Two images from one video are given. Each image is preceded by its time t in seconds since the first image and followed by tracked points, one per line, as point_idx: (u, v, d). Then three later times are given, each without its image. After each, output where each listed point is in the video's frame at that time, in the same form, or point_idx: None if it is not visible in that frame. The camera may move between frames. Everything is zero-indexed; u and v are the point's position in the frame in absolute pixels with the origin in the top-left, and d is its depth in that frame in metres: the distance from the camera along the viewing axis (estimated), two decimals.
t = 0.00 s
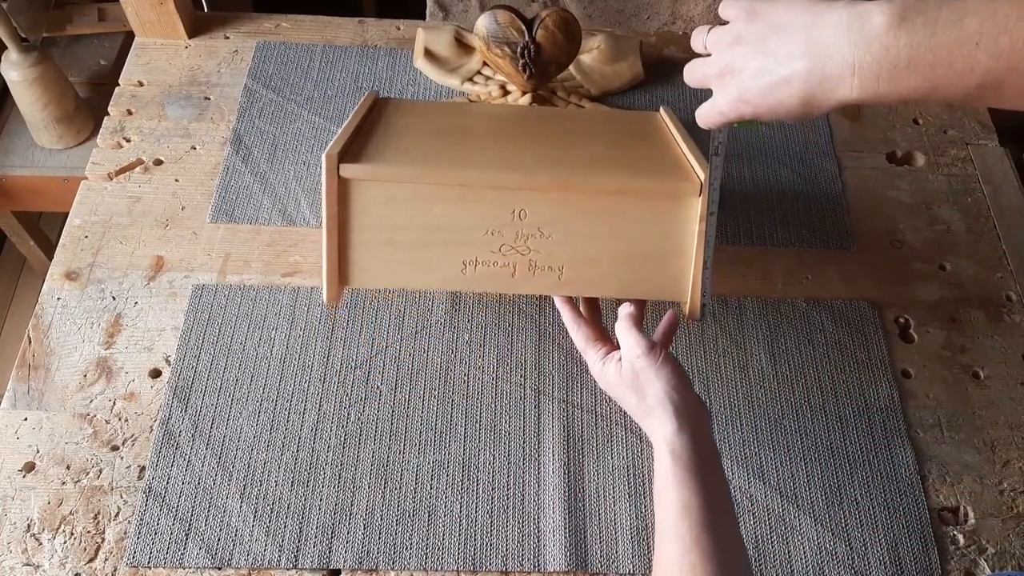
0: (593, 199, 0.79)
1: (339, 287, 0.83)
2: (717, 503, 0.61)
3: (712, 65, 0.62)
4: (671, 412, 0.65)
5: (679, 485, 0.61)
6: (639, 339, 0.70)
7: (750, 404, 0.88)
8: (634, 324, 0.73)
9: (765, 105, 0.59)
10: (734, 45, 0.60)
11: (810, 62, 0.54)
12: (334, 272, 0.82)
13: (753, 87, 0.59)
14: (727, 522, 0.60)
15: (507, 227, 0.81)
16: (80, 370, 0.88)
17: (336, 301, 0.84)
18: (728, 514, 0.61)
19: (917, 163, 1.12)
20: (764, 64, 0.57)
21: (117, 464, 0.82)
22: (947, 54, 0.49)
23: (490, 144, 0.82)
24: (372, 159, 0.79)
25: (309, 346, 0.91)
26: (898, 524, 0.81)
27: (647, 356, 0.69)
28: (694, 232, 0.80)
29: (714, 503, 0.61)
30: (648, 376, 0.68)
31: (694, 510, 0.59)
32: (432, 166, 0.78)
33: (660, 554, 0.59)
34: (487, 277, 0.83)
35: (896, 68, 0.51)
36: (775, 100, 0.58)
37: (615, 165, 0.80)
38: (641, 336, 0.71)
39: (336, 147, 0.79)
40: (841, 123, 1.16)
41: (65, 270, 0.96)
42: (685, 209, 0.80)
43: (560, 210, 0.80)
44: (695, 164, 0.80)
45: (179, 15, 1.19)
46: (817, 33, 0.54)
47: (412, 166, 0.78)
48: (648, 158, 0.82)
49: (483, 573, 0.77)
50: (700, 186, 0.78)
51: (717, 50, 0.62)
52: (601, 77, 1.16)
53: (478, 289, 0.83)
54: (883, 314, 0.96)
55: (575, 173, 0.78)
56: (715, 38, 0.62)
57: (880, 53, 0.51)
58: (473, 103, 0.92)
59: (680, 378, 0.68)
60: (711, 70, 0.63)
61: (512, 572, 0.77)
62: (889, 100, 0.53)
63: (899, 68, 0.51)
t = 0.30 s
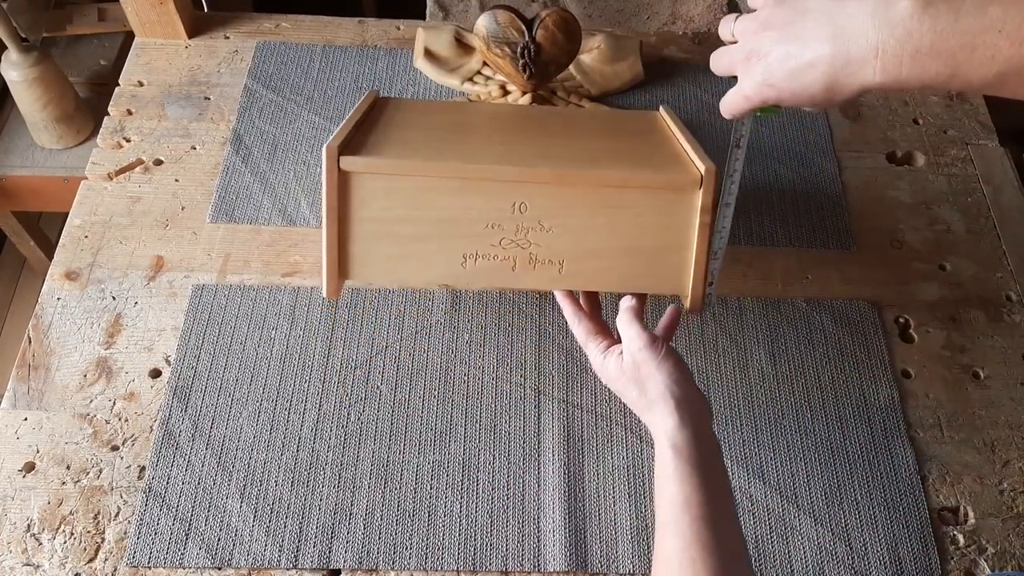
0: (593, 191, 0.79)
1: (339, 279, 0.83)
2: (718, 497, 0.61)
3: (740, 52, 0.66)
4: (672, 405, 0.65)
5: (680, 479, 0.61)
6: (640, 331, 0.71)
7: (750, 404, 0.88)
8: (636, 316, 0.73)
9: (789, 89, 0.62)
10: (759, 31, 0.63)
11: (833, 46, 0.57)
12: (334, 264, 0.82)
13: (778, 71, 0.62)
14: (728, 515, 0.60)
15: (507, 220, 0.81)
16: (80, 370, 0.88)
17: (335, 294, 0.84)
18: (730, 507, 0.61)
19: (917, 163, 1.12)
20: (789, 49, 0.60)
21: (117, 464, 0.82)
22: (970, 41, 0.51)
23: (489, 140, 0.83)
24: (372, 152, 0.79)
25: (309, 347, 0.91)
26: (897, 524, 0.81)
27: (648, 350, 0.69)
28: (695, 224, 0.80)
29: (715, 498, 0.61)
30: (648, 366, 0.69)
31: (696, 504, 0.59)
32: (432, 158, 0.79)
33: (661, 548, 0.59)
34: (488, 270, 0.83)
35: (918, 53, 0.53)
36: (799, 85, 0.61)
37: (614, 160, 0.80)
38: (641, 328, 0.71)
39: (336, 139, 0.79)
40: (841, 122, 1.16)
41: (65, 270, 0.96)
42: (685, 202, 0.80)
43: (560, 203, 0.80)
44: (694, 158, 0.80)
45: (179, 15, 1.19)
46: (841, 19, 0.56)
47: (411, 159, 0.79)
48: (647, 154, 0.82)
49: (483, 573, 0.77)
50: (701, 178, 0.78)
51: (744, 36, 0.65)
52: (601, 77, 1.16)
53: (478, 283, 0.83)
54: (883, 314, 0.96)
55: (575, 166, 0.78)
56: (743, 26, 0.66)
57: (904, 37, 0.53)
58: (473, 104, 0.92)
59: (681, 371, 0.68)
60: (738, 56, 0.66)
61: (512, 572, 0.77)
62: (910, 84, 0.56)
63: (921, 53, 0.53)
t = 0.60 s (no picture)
0: (593, 185, 0.79)
1: (338, 272, 0.83)
2: (717, 494, 0.61)
3: (753, 52, 0.67)
4: (673, 401, 0.65)
5: (681, 476, 0.61)
6: (641, 326, 0.70)
7: (750, 404, 0.88)
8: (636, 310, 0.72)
9: (803, 92, 0.63)
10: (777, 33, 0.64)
11: (855, 51, 0.58)
12: (334, 258, 0.82)
13: (795, 73, 0.63)
14: (727, 512, 0.60)
15: (508, 213, 0.81)
16: (80, 370, 0.88)
17: (335, 288, 0.84)
18: (729, 504, 0.61)
19: (917, 163, 1.12)
20: (811, 52, 0.61)
21: (117, 464, 0.82)
22: (982, 49, 0.52)
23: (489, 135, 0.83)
24: (371, 145, 0.79)
25: (309, 347, 0.91)
26: (897, 524, 0.81)
27: (648, 345, 0.69)
28: (695, 219, 0.80)
29: (715, 494, 0.61)
30: (648, 360, 0.68)
31: (696, 502, 0.59)
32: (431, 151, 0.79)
33: (661, 545, 0.59)
34: (488, 265, 0.83)
35: (932, 60, 0.54)
36: (815, 88, 0.62)
37: (614, 154, 0.80)
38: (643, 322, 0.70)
39: (336, 133, 0.79)
40: (841, 123, 1.16)
41: (65, 270, 0.96)
42: (686, 196, 0.80)
43: (560, 196, 0.80)
44: (694, 153, 0.80)
45: (179, 15, 1.19)
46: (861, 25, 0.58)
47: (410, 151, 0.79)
48: (647, 150, 0.82)
49: (483, 573, 0.77)
50: (702, 171, 0.78)
51: (758, 38, 0.66)
52: (601, 77, 1.16)
53: (479, 277, 0.83)
54: (883, 314, 0.96)
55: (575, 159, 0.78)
56: (756, 27, 0.67)
57: (919, 45, 0.55)
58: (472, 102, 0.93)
59: (682, 366, 0.68)
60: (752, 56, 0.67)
61: (512, 572, 0.77)
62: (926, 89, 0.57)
63: (936, 60, 0.54)
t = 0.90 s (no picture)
0: (593, 180, 0.79)
1: (338, 269, 0.82)
2: (719, 488, 0.61)
3: (758, 36, 0.69)
4: (675, 396, 0.64)
5: (683, 472, 0.60)
6: (642, 322, 0.70)
7: (750, 404, 0.88)
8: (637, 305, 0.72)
9: (809, 74, 0.67)
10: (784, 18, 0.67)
11: (863, 35, 0.62)
12: (333, 253, 0.82)
13: (802, 55, 0.66)
14: (729, 508, 0.60)
15: (507, 209, 0.81)
16: (80, 370, 0.88)
17: (336, 285, 0.84)
18: (730, 499, 0.61)
19: (917, 163, 1.12)
20: (818, 35, 0.65)
21: (117, 464, 0.82)
22: (986, 38, 0.56)
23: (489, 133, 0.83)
24: (371, 142, 0.79)
25: (309, 347, 0.91)
26: (897, 523, 0.81)
27: (650, 340, 0.68)
28: (695, 215, 0.80)
29: (717, 490, 0.60)
30: (650, 356, 0.68)
31: (698, 498, 0.59)
32: (431, 146, 0.79)
33: (662, 541, 0.59)
34: (488, 262, 0.83)
35: (938, 46, 0.58)
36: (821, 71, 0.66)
37: (614, 150, 0.80)
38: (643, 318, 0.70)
39: (336, 128, 0.79)
40: (841, 123, 1.16)
41: (65, 270, 0.96)
42: (685, 192, 0.80)
43: (560, 192, 0.80)
44: (694, 149, 0.80)
45: (179, 15, 1.19)
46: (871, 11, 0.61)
47: (410, 147, 0.79)
48: (647, 147, 0.82)
49: (483, 573, 0.77)
50: (702, 166, 0.78)
51: (765, 22, 0.69)
52: (601, 77, 1.16)
53: (479, 274, 0.83)
54: (883, 314, 0.96)
55: (575, 155, 0.79)
56: (761, 13, 0.69)
57: (926, 31, 0.58)
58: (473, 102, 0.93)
59: (683, 361, 0.67)
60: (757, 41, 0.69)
61: (512, 572, 0.77)
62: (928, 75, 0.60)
63: (942, 45, 0.58)
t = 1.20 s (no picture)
0: (593, 177, 0.79)
1: (338, 266, 0.82)
2: (720, 487, 0.60)
3: (753, 26, 0.70)
4: (675, 394, 0.64)
5: (684, 471, 0.60)
6: (643, 318, 0.69)
7: (750, 404, 0.88)
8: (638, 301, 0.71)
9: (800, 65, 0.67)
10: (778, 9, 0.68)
11: (853, 26, 0.62)
12: (333, 249, 0.81)
13: (793, 47, 0.67)
14: (729, 506, 0.60)
15: (507, 207, 0.81)
16: (80, 371, 0.88)
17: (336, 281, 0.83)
18: (731, 498, 0.61)
19: (917, 163, 1.12)
20: (809, 26, 0.65)
21: (117, 464, 0.82)
22: (976, 28, 0.55)
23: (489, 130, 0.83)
24: (371, 138, 0.79)
25: (309, 347, 0.91)
26: (897, 523, 0.81)
27: (651, 337, 0.68)
28: (696, 211, 0.80)
29: (717, 488, 0.60)
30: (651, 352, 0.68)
31: (699, 495, 0.59)
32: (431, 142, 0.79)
33: (663, 539, 0.59)
34: (488, 259, 0.83)
35: (928, 35, 0.58)
36: (813, 62, 0.66)
37: (614, 147, 0.80)
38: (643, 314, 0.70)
39: (337, 124, 0.79)
40: (841, 122, 1.16)
41: (65, 270, 0.96)
42: (686, 189, 0.80)
43: (560, 189, 0.80)
44: (694, 146, 0.80)
45: (179, 15, 1.19)
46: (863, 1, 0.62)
47: (410, 143, 0.79)
48: (647, 144, 0.82)
49: (483, 573, 0.77)
50: (702, 163, 0.78)
51: (759, 14, 0.70)
52: (601, 76, 1.16)
53: (479, 270, 0.83)
54: (882, 314, 0.96)
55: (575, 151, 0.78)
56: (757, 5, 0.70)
57: (917, 21, 0.58)
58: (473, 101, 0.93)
59: (684, 359, 0.67)
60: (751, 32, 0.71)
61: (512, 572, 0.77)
62: (918, 67, 0.60)
63: (932, 36, 0.58)
